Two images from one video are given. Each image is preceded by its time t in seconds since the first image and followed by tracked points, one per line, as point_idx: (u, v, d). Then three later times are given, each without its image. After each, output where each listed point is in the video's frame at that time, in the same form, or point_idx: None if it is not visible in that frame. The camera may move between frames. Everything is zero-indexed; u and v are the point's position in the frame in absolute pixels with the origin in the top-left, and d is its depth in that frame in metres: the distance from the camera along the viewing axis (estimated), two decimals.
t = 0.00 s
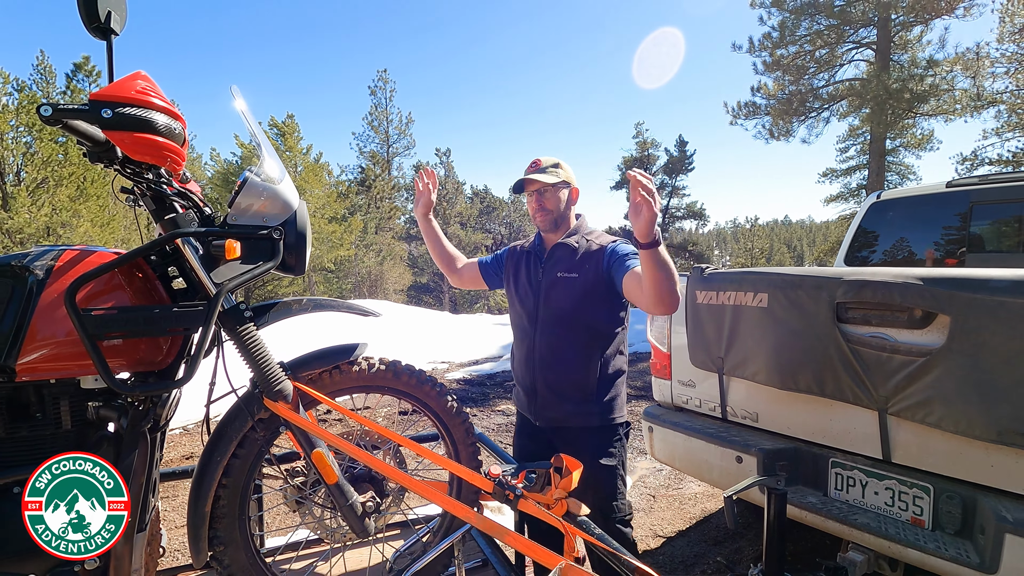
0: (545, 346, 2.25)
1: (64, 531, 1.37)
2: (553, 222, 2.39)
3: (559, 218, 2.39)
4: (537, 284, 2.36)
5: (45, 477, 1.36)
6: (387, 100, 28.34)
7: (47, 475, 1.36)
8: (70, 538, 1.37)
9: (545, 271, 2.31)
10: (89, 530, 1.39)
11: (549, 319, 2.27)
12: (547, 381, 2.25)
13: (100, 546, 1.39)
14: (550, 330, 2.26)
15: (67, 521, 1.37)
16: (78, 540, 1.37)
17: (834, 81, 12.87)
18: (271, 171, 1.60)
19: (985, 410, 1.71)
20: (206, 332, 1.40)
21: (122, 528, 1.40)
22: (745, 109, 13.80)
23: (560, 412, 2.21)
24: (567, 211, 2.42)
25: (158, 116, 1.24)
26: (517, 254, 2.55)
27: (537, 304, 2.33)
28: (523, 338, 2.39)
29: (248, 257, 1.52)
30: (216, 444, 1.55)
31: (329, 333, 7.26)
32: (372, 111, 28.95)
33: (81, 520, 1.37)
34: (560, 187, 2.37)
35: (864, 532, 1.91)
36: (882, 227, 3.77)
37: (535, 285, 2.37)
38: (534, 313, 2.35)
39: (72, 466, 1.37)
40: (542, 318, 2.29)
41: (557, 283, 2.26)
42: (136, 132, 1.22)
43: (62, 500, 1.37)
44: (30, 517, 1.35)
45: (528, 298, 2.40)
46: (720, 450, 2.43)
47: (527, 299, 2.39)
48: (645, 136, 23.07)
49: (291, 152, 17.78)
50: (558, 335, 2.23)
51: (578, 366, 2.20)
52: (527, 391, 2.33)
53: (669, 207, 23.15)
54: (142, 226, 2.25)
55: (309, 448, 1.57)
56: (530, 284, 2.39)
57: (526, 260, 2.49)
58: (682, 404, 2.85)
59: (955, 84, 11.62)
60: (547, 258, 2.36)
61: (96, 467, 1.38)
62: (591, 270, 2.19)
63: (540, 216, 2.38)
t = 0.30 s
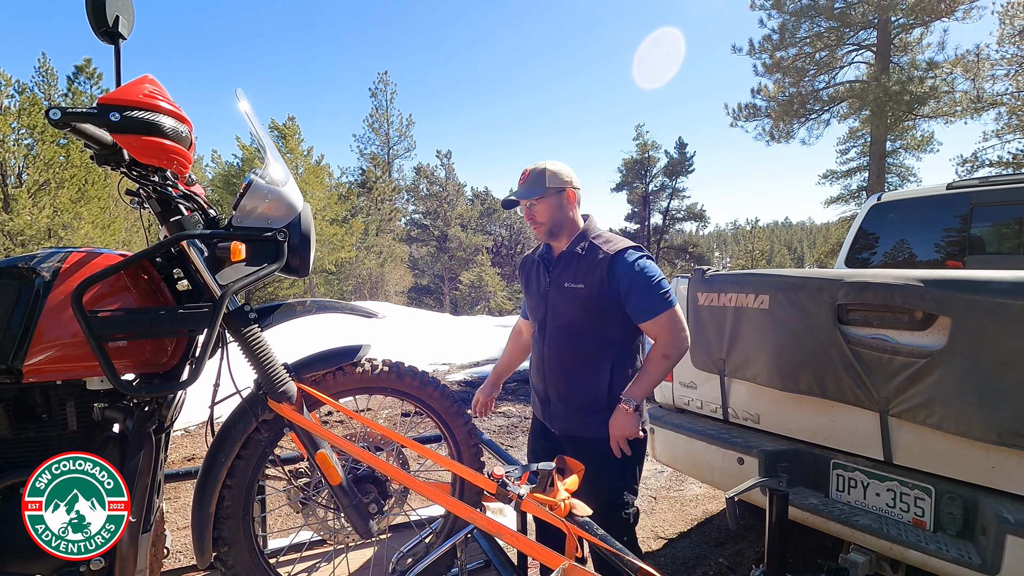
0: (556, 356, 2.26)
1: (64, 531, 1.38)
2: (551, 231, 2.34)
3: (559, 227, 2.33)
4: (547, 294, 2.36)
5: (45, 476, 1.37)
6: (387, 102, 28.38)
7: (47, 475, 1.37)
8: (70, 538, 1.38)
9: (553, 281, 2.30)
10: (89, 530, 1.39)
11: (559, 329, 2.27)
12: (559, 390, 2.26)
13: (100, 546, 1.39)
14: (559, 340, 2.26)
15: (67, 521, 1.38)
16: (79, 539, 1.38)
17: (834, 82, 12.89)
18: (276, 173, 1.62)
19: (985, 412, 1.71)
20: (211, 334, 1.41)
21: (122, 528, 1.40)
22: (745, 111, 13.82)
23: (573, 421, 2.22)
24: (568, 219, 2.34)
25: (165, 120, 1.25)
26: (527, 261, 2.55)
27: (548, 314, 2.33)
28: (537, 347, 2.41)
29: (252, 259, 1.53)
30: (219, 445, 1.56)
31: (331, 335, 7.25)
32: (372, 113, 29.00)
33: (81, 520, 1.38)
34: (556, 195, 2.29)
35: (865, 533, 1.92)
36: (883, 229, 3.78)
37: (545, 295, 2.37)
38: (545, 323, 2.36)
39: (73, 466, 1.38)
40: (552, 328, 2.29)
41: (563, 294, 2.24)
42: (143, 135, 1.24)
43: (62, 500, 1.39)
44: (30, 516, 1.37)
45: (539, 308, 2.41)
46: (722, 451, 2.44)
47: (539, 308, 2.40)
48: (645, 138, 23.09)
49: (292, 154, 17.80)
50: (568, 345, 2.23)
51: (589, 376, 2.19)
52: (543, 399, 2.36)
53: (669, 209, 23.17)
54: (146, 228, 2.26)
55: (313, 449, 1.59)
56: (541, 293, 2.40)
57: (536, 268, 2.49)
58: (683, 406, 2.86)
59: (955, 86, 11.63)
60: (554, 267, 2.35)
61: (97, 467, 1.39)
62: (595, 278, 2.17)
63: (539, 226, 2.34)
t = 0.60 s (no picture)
0: (570, 372, 2.25)
1: (64, 530, 1.38)
2: (549, 250, 2.27)
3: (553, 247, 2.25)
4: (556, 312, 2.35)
5: (45, 476, 1.36)
6: (390, 104, 28.47)
7: (47, 475, 1.36)
8: (70, 537, 1.38)
9: (557, 299, 2.28)
10: (89, 529, 1.39)
11: (567, 346, 2.25)
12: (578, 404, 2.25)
13: (100, 546, 1.39)
14: (569, 356, 2.24)
15: (67, 521, 1.38)
16: (78, 539, 1.38)
17: (838, 84, 12.86)
18: (281, 176, 1.63)
19: (990, 415, 1.71)
20: (217, 336, 1.42)
21: (122, 528, 1.40)
22: (748, 112, 13.82)
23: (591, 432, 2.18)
24: (559, 238, 2.23)
25: (172, 123, 1.27)
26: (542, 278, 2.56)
27: (557, 331, 2.32)
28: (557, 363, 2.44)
29: (258, 261, 1.54)
30: (225, 446, 1.57)
31: (335, 336, 7.27)
32: (375, 115, 29.06)
33: (81, 520, 1.38)
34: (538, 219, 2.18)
35: (870, 536, 1.91)
36: (886, 231, 3.77)
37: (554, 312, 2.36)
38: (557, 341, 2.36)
39: (73, 466, 1.37)
40: (563, 345, 2.28)
41: (566, 313, 2.20)
42: (151, 138, 1.25)
43: (62, 500, 1.39)
44: (30, 516, 1.37)
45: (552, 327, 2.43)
46: (726, 454, 2.44)
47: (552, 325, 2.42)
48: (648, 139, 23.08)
49: (295, 156, 17.86)
50: (576, 361, 2.20)
51: (601, 391, 2.14)
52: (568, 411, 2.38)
53: (672, 210, 23.16)
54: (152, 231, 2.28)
55: (318, 450, 1.59)
56: (551, 311, 2.40)
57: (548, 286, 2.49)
58: (687, 407, 2.86)
59: (959, 87, 11.58)
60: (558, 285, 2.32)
61: (96, 467, 1.38)
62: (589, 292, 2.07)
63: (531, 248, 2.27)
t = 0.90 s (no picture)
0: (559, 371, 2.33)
1: (64, 530, 1.39)
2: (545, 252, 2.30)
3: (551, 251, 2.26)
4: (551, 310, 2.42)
5: (45, 476, 1.37)
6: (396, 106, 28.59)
7: (47, 475, 1.37)
8: (70, 538, 1.38)
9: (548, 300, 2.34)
10: (89, 529, 1.39)
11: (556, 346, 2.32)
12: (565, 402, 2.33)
13: (100, 546, 1.39)
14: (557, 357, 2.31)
15: (67, 521, 1.38)
16: (78, 539, 1.38)
17: (845, 84, 12.80)
18: (289, 178, 1.64)
19: (999, 418, 1.69)
20: (226, 337, 1.43)
21: (121, 528, 1.40)
22: (755, 113, 13.76)
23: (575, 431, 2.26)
24: (553, 241, 2.25)
25: (183, 126, 1.28)
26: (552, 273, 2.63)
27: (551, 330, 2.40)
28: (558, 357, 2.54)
29: (267, 263, 1.55)
30: (234, 446, 1.58)
31: (342, 336, 7.31)
32: (382, 116, 29.19)
33: (81, 520, 1.38)
34: (531, 225, 2.20)
35: (879, 540, 1.89)
36: (895, 232, 3.75)
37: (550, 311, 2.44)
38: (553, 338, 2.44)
39: (73, 466, 1.38)
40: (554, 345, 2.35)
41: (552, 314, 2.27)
42: (162, 141, 1.26)
43: (63, 500, 1.39)
44: (31, 516, 1.37)
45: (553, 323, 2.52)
46: (732, 456, 2.43)
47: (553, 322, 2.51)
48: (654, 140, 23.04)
49: (302, 157, 17.98)
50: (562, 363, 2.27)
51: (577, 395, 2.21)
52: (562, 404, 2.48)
53: (678, 211, 23.11)
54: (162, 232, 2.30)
55: (325, 451, 1.60)
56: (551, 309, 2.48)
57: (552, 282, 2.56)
58: (693, 409, 2.85)
59: (968, 87, 11.47)
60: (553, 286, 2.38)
61: (96, 467, 1.39)
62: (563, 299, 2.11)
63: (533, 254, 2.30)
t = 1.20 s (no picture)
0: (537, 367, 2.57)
1: (64, 531, 1.41)
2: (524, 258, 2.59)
3: (528, 257, 2.58)
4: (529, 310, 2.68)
5: (45, 476, 1.40)
6: (408, 108, 28.73)
7: (48, 475, 1.40)
8: (70, 537, 1.40)
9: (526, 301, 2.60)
10: (89, 530, 1.41)
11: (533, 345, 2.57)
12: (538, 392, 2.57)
13: (101, 546, 1.41)
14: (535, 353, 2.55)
15: (67, 521, 1.40)
16: (79, 539, 1.40)
17: (860, 84, 12.65)
18: (304, 179, 1.66)
19: (1018, 422, 1.66)
20: (242, 338, 1.44)
21: (122, 528, 1.42)
22: (768, 113, 13.64)
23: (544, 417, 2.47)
24: (531, 248, 2.55)
25: (201, 129, 1.30)
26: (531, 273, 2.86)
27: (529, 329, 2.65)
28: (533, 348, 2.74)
29: (282, 264, 1.57)
30: (249, 445, 1.60)
31: (355, 337, 7.35)
32: (393, 118, 29.34)
33: (81, 520, 1.40)
34: (512, 234, 2.55)
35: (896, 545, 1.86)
36: (910, 233, 3.70)
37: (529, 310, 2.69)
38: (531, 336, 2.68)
39: (73, 466, 1.40)
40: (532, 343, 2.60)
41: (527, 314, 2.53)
42: (180, 145, 1.29)
43: (62, 500, 1.41)
44: (30, 516, 1.39)
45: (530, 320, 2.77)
46: (745, 459, 2.41)
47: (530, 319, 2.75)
48: (666, 141, 22.95)
49: (315, 159, 18.13)
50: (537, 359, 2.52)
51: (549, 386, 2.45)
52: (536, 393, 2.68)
53: (689, 213, 22.98)
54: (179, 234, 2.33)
55: (339, 450, 1.61)
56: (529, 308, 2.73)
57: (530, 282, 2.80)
58: (705, 412, 2.83)
59: (986, 86, 11.29)
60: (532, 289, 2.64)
61: (96, 467, 1.41)
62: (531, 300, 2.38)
63: (517, 260, 2.63)
